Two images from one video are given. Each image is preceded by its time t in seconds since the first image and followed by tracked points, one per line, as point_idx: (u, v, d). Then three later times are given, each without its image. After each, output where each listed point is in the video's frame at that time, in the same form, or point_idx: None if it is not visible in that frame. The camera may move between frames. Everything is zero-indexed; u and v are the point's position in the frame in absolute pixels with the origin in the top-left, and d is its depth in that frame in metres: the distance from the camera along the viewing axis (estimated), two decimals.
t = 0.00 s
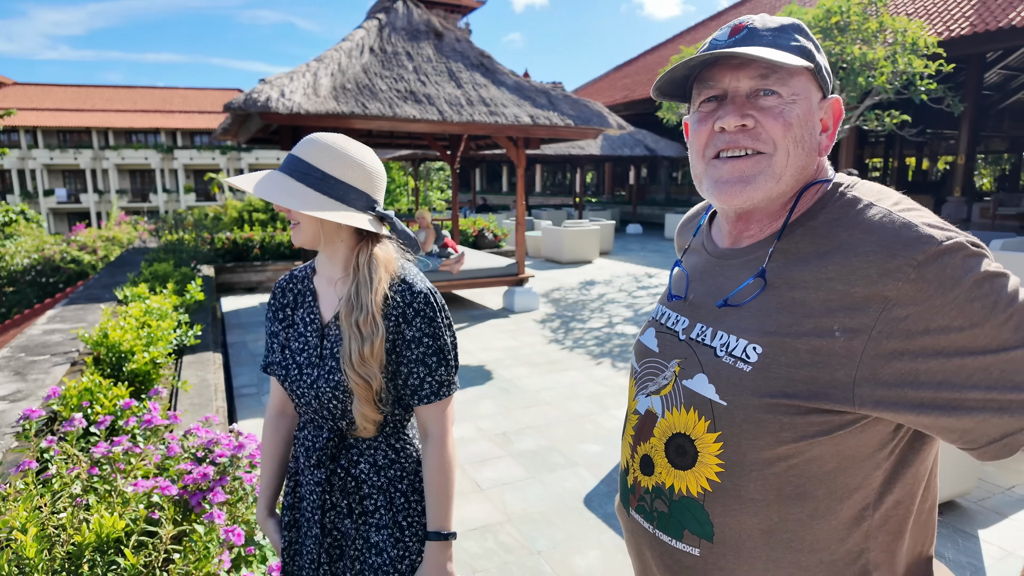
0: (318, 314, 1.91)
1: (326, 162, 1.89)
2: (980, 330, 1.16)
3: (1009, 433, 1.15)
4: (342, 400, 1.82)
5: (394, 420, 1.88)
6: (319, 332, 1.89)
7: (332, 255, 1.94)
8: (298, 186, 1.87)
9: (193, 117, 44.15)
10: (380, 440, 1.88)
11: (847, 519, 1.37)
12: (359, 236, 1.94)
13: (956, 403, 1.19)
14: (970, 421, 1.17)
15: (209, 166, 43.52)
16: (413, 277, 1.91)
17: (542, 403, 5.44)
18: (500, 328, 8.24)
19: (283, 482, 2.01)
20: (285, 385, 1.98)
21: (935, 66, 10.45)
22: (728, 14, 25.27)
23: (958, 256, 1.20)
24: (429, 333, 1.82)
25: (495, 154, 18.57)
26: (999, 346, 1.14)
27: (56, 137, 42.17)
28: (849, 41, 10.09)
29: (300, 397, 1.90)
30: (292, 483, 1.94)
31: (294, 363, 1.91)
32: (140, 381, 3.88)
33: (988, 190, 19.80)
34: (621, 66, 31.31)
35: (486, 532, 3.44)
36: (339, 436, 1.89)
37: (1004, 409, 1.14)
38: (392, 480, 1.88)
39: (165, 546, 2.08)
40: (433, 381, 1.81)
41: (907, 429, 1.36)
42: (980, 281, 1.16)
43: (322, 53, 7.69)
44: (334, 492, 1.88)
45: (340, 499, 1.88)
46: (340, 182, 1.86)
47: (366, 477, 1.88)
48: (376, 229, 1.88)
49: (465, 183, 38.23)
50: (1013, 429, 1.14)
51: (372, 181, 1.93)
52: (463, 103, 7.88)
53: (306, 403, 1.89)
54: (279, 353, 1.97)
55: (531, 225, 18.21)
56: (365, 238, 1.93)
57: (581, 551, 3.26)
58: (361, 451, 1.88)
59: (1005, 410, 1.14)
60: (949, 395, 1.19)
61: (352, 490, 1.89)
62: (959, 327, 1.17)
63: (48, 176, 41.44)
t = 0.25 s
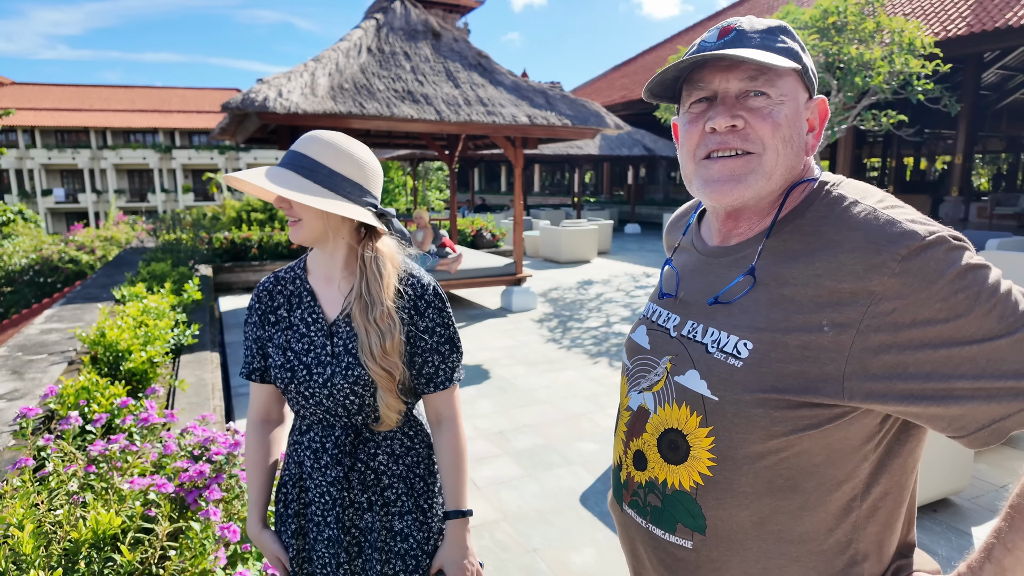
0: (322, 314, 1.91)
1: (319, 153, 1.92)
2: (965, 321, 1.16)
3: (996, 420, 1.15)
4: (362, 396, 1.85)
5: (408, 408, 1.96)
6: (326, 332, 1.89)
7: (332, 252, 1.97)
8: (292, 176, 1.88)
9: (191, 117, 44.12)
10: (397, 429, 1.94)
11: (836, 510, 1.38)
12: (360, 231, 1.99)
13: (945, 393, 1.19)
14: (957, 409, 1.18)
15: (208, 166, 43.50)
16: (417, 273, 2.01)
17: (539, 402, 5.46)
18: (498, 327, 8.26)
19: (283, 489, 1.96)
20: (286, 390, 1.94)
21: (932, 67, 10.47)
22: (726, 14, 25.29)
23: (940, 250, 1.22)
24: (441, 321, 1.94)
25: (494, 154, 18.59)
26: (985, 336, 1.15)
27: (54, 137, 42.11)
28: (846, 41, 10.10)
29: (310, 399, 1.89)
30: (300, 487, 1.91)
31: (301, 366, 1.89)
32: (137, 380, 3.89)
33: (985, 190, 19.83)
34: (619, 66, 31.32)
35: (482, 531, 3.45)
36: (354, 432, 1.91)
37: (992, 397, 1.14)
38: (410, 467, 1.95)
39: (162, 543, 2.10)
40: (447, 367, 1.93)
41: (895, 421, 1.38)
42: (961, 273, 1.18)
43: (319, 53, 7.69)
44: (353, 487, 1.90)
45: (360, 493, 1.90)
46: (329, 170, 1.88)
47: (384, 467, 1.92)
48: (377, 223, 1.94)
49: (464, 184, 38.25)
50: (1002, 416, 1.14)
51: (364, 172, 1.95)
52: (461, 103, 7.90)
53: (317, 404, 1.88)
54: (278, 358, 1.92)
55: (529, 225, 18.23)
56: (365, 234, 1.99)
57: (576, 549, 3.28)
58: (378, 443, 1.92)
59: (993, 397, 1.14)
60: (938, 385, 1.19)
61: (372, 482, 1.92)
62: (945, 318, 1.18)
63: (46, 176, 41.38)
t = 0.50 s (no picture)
0: (321, 312, 1.92)
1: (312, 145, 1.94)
2: (938, 316, 1.19)
3: (968, 410, 1.17)
4: (375, 386, 1.90)
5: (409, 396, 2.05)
6: (327, 331, 1.90)
7: (329, 251, 1.99)
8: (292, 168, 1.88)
9: (189, 117, 44.08)
10: (402, 415, 2.01)
11: (813, 499, 1.40)
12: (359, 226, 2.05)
13: (919, 385, 1.21)
14: (930, 401, 1.20)
15: (206, 165, 43.46)
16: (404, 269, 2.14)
17: (535, 400, 5.48)
18: (496, 326, 8.28)
19: (281, 495, 1.90)
20: (285, 394, 1.90)
21: (930, 66, 10.47)
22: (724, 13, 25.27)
23: (911, 249, 1.24)
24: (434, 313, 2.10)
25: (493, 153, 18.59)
26: (957, 330, 1.17)
27: (53, 136, 42.16)
28: (844, 40, 10.09)
29: (317, 399, 1.87)
30: (306, 488, 1.87)
31: (306, 367, 1.87)
32: (133, 378, 3.91)
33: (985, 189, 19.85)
34: (618, 65, 31.30)
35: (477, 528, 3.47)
36: (361, 423, 1.93)
37: (964, 388, 1.17)
38: (415, 452, 2.01)
39: (156, 538, 2.11)
40: (442, 354, 2.09)
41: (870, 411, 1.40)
42: (933, 270, 1.20)
43: (317, 52, 7.69)
44: (364, 478, 1.91)
45: (370, 485, 1.91)
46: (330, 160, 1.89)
47: (393, 455, 1.96)
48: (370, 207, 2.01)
49: (462, 183, 38.26)
50: (974, 407, 1.16)
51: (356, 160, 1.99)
52: (458, 102, 7.91)
53: (324, 402, 1.88)
54: (276, 362, 1.88)
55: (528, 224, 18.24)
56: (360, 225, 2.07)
57: (571, 545, 3.29)
58: (385, 433, 1.96)
59: (965, 388, 1.16)
60: (912, 377, 1.22)
61: (382, 472, 1.94)
62: (918, 313, 1.21)
63: (44, 175, 41.34)
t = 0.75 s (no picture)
0: (313, 314, 1.89)
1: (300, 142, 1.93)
2: (912, 312, 1.20)
3: (945, 404, 1.18)
4: (373, 382, 1.91)
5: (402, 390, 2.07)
6: (321, 332, 1.88)
7: (318, 252, 1.97)
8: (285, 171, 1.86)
9: (188, 116, 44.05)
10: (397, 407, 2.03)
11: (793, 494, 1.42)
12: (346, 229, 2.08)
13: (895, 379, 1.23)
14: (906, 395, 1.22)
15: (205, 164, 43.44)
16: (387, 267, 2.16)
17: (531, 399, 5.49)
18: (493, 325, 8.29)
19: (280, 498, 1.87)
20: (281, 399, 1.85)
21: (927, 65, 10.47)
22: (723, 13, 25.28)
23: (885, 247, 1.25)
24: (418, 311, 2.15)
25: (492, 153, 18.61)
26: (931, 326, 1.18)
27: (52, 135, 42.14)
28: (841, 40, 10.10)
29: (316, 400, 1.85)
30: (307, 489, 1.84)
31: (302, 370, 1.84)
32: (130, 377, 3.92)
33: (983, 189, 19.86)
34: (617, 65, 31.30)
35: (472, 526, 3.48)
36: (360, 421, 1.93)
37: (939, 382, 1.18)
38: (411, 444, 2.03)
39: (149, 535, 2.13)
40: (430, 348, 2.14)
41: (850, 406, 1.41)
42: (907, 267, 1.22)
43: (314, 52, 7.70)
44: (367, 473, 1.91)
45: (372, 480, 1.92)
46: (323, 159, 1.90)
47: (392, 448, 1.97)
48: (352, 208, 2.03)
49: (461, 183, 38.25)
50: (950, 400, 1.17)
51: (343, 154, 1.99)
52: (455, 102, 7.93)
53: (322, 403, 1.86)
54: (270, 367, 1.83)
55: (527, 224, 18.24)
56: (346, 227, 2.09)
57: (565, 544, 3.30)
58: (383, 427, 1.98)
59: (940, 382, 1.18)
60: (888, 373, 1.23)
61: (382, 466, 1.95)
62: (894, 309, 1.22)
63: (43, 175, 41.32)
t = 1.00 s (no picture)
0: (314, 317, 1.89)
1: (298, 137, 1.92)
2: (894, 311, 1.21)
3: (927, 401, 1.20)
4: (375, 385, 1.91)
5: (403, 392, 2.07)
6: (322, 335, 1.87)
7: (318, 253, 1.97)
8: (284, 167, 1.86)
9: (186, 116, 43.98)
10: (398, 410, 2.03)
11: (780, 489, 1.43)
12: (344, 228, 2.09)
13: (879, 376, 1.24)
14: (889, 392, 1.23)
15: (203, 164, 43.37)
16: (386, 268, 2.17)
17: (528, 397, 5.50)
18: (491, 324, 8.29)
19: (280, 505, 1.85)
20: (281, 403, 1.83)
21: (924, 65, 10.48)
22: (720, 13, 25.29)
23: (869, 246, 1.27)
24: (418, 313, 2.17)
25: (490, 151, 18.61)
26: (913, 324, 1.19)
27: (48, 134, 42.05)
28: (838, 39, 10.11)
29: (317, 404, 1.84)
30: (308, 494, 1.82)
31: (304, 373, 1.83)
32: (125, 376, 3.92)
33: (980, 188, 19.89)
34: (615, 64, 31.30)
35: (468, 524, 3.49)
36: (362, 424, 1.92)
37: (921, 379, 1.19)
38: (412, 446, 2.03)
39: (143, 532, 2.14)
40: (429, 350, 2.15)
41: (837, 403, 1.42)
42: (890, 266, 1.23)
43: (311, 51, 7.69)
44: (371, 476, 1.90)
45: (374, 483, 1.90)
46: (319, 155, 1.88)
47: (395, 451, 1.97)
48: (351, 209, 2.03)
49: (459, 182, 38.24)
50: (932, 397, 1.19)
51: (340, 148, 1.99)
52: (452, 101, 7.93)
53: (324, 407, 1.85)
54: (271, 372, 1.82)
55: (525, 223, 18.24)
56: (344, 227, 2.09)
57: (561, 542, 3.31)
58: (385, 431, 1.97)
59: (922, 379, 1.19)
60: (871, 370, 1.24)
61: (385, 468, 1.94)
62: (876, 309, 1.23)
63: (40, 174, 41.23)
